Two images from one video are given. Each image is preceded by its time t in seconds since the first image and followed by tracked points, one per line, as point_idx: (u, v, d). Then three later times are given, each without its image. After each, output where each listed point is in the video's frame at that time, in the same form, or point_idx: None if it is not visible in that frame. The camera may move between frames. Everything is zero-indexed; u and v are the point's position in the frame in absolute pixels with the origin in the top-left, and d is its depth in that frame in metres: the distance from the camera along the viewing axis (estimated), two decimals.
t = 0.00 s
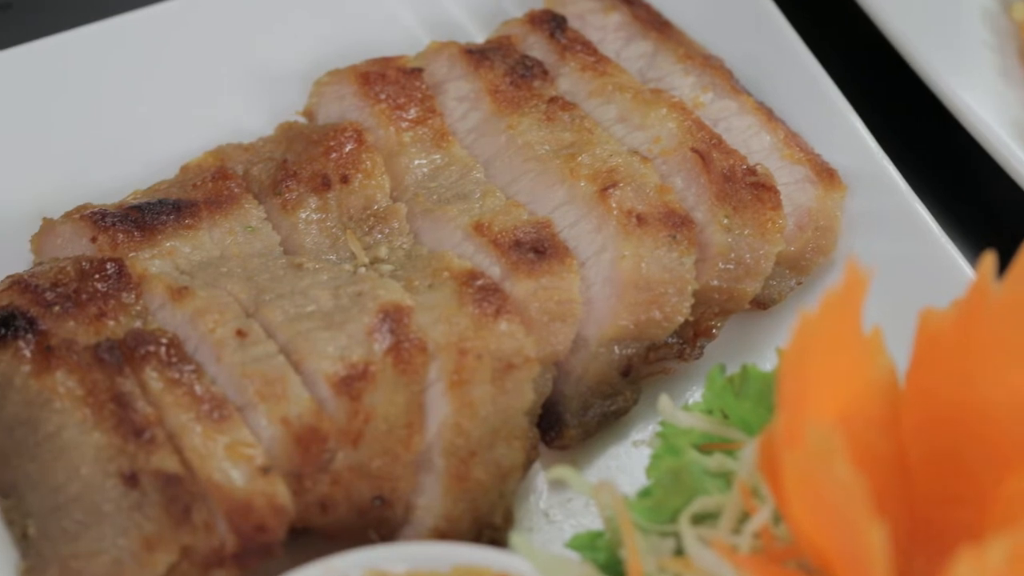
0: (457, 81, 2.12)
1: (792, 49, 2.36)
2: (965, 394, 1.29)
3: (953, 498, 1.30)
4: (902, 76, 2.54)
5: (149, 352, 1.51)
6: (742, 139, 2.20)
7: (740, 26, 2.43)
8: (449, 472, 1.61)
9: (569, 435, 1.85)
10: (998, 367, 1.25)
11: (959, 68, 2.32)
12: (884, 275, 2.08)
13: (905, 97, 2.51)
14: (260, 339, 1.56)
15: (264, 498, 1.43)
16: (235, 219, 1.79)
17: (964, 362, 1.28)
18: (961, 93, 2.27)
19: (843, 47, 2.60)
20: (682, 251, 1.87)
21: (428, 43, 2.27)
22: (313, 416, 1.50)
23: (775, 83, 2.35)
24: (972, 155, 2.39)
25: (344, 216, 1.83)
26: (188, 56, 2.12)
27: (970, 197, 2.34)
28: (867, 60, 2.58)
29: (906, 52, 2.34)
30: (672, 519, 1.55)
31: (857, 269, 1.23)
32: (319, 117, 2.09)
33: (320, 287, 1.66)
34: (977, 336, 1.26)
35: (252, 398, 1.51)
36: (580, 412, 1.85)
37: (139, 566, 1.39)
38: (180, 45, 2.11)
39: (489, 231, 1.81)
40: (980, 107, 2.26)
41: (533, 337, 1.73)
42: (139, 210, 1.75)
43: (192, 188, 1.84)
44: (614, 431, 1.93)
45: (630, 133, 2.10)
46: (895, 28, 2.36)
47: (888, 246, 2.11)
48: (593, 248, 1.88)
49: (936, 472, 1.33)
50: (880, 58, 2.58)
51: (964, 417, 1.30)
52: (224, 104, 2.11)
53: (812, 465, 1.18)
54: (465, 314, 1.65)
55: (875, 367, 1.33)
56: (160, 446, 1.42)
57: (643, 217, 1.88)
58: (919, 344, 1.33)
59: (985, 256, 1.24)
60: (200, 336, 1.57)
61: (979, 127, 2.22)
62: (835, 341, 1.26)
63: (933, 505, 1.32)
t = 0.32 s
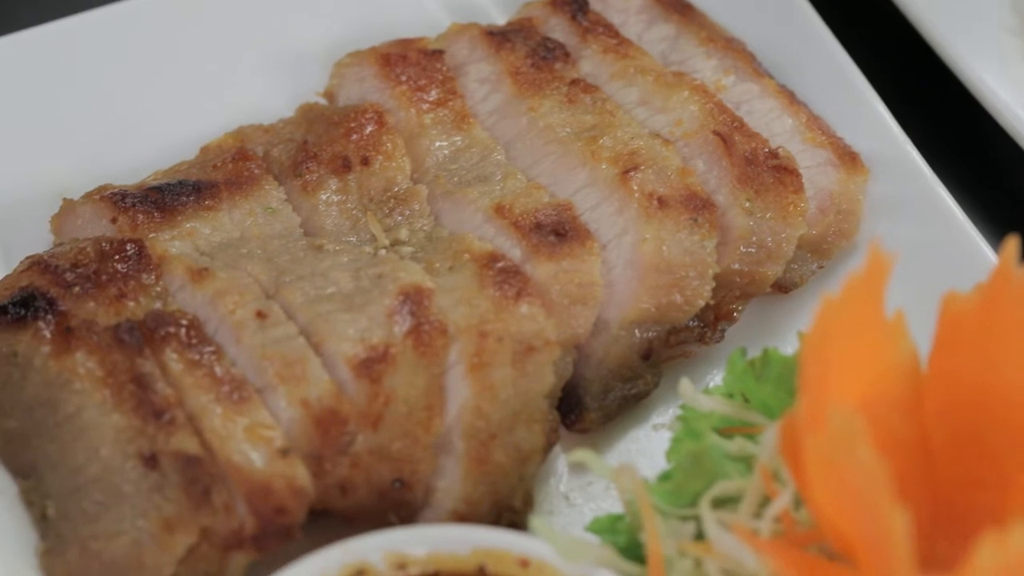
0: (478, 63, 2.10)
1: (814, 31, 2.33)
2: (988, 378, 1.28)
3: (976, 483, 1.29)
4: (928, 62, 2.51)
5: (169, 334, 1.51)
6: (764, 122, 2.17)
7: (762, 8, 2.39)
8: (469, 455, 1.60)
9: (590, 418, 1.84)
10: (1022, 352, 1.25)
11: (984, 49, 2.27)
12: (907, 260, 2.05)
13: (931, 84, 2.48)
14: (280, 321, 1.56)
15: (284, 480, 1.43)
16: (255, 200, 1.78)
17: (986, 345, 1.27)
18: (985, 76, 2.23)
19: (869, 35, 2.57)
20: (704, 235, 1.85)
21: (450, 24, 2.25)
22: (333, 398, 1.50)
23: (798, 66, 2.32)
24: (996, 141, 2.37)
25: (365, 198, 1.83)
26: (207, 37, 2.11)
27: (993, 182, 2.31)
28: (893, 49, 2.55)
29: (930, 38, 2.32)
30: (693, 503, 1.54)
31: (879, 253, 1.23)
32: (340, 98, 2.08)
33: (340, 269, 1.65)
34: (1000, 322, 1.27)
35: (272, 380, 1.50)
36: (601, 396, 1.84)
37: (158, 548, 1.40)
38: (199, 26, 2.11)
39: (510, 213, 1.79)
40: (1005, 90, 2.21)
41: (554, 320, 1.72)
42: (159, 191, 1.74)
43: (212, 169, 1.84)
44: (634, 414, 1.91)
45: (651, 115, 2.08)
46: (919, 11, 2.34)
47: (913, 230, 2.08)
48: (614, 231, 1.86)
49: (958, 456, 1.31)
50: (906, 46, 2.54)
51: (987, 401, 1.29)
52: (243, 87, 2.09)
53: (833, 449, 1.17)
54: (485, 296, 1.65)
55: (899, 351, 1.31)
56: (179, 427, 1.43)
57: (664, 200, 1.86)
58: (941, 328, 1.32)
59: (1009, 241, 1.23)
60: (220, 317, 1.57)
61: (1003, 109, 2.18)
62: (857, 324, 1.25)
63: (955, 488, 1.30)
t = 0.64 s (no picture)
0: (496, 46, 2.09)
1: (834, 14, 2.29)
2: (1008, 363, 1.27)
3: (996, 468, 1.27)
4: (939, 34, 2.50)
5: (186, 317, 1.51)
6: (784, 107, 2.14)
7: None
8: (487, 439, 1.60)
9: (608, 403, 1.83)
10: None
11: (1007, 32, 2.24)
12: (927, 244, 2.02)
13: (952, 68, 2.45)
14: (297, 305, 1.55)
15: (301, 464, 1.43)
16: (273, 182, 1.78)
17: (1012, 329, 1.27)
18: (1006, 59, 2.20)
19: (891, 21, 2.55)
20: (723, 219, 1.84)
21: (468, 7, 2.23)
22: (350, 381, 1.50)
23: (817, 50, 2.29)
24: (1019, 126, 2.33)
25: (383, 181, 1.82)
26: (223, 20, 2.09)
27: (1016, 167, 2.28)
28: (913, 34, 2.52)
29: (952, 21, 2.28)
30: (711, 489, 1.52)
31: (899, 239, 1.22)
32: (358, 81, 2.07)
33: (358, 253, 1.65)
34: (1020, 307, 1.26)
35: (289, 363, 1.50)
36: (619, 380, 1.82)
37: (174, 531, 1.40)
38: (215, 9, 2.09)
39: (527, 197, 1.78)
40: None
41: (572, 304, 1.71)
42: (176, 174, 1.74)
43: (229, 152, 1.83)
44: (652, 399, 1.90)
45: (670, 99, 2.06)
46: None
47: (933, 214, 2.05)
48: (633, 215, 1.85)
49: (977, 440, 1.29)
50: (929, 31, 2.52)
51: (1007, 386, 1.27)
52: (260, 72, 2.08)
53: (851, 433, 1.16)
54: (503, 280, 1.64)
55: (919, 336, 1.30)
56: (196, 411, 1.43)
57: (683, 183, 1.84)
58: (961, 314, 1.31)
59: None
60: (237, 301, 1.56)
61: None
62: (875, 309, 1.25)
63: (975, 471, 1.29)
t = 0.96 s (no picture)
0: (511, 31, 2.07)
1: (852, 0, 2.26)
2: None
3: (1013, 455, 1.26)
4: (953, 17, 2.48)
5: (199, 302, 1.51)
6: (799, 93, 2.12)
7: None
8: (501, 426, 1.59)
9: (622, 390, 1.82)
10: None
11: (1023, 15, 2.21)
12: (945, 230, 2.00)
13: (967, 51, 2.43)
14: (311, 291, 1.55)
15: (315, 450, 1.43)
16: (287, 168, 1.78)
17: None
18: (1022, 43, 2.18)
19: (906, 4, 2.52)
20: (738, 205, 1.82)
21: None
22: (364, 367, 1.49)
23: (835, 36, 2.26)
24: None
25: (397, 166, 1.81)
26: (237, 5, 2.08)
27: None
28: (928, 17, 2.49)
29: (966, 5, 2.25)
30: (726, 476, 1.51)
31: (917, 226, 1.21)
32: (373, 66, 2.07)
33: (372, 238, 1.64)
34: None
35: (303, 348, 1.50)
36: (633, 365, 1.81)
37: (188, 517, 1.39)
38: None
39: (542, 182, 1.77)
40: None
41: (586, 290, 1.70)
42: (190, 158, 1.74)
43: (243, 137, 1.83)
44: (666, 386, 1.89)
45: (686, 85, 2.04)
46: None
47: (951, 201, 2.03)
48: (648, 201, 1.83)
49: (994, 426, 1.28)
50: (944, 14, 2.49)
51: None
52: (274, 55, 2.07)
53: (869, 422, 1.15)
54: (518, 266, 1.63)
55: (938, 323, 1.28)
56: (210, 396, 1.43)
57: (698, 169, 1.83)
58: (980, 301, 1.30)
59: None
60: (250, 287, 1.56)
61: None
62: (893, 296, 1.24)
63: (991, 458, 1.28)
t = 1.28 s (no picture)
0: (524, 18, 2.05)
1: None
2: None
3: None
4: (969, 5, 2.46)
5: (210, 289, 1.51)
6: (814, 80, 2.09)
7: None
8: (513, 415, 1.58)
9: (635, 377, 1.81)
10: None
11: None
12: (960, 219, 1.97)
13: (982, 39, 2.41)
14: (324, 278, 1.55)
15: (326, 438, 1.44)
16: (299, 154, 1.77)
17: None
18: None
19: None
20: (752, 193, 1.80)
21: None
22: (376, 354, 1.49)
23: (849, 23, 2.23)
24: None
25: (409, 154, 1.80)
26: None
27: None
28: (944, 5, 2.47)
29: None
30: (739, 465, 1.49)
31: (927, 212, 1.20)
32: (385, 52, 2.06)
33: (384, 226, 1.64)
34: None
35: (315, 336, 1.49)
36: (646, 354, 1.81)
37: (199, 505, 1.38)
38: None
39: (555, 169, 1.76)
40: None
41: (599, 278, 1.69)
42: (202, 144, 1.73)
43: (255, 124, 1.82)
44: (679, 374, 1.88)
45: (699, 73, 2.02)
46: None
47: (966, 190, 2.00)
48: (662, 188, 1.82)
49: (1010, 414, 1.25)
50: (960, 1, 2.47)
51: None
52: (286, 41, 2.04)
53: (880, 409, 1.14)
54: (531, 254, 1.62)
55: (951, 312, 1.27)
56: (221, 383, 1.43)
57: (712, 157, 1.81)
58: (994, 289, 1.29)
59: None
60: (262, 274, 1.56)
61: None
62: (904, 284, 1.23)
63: (1007, 448, 1.25)
